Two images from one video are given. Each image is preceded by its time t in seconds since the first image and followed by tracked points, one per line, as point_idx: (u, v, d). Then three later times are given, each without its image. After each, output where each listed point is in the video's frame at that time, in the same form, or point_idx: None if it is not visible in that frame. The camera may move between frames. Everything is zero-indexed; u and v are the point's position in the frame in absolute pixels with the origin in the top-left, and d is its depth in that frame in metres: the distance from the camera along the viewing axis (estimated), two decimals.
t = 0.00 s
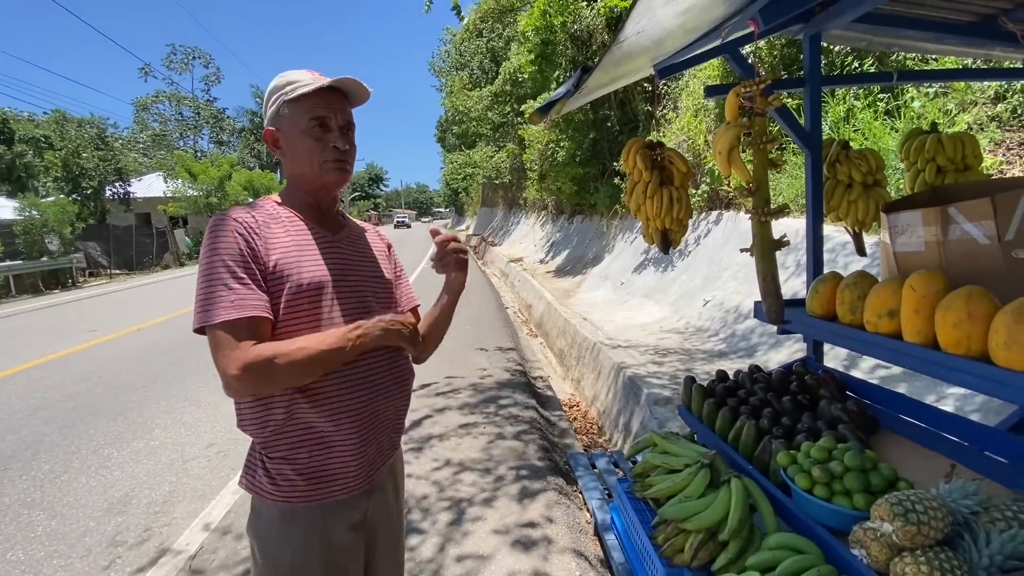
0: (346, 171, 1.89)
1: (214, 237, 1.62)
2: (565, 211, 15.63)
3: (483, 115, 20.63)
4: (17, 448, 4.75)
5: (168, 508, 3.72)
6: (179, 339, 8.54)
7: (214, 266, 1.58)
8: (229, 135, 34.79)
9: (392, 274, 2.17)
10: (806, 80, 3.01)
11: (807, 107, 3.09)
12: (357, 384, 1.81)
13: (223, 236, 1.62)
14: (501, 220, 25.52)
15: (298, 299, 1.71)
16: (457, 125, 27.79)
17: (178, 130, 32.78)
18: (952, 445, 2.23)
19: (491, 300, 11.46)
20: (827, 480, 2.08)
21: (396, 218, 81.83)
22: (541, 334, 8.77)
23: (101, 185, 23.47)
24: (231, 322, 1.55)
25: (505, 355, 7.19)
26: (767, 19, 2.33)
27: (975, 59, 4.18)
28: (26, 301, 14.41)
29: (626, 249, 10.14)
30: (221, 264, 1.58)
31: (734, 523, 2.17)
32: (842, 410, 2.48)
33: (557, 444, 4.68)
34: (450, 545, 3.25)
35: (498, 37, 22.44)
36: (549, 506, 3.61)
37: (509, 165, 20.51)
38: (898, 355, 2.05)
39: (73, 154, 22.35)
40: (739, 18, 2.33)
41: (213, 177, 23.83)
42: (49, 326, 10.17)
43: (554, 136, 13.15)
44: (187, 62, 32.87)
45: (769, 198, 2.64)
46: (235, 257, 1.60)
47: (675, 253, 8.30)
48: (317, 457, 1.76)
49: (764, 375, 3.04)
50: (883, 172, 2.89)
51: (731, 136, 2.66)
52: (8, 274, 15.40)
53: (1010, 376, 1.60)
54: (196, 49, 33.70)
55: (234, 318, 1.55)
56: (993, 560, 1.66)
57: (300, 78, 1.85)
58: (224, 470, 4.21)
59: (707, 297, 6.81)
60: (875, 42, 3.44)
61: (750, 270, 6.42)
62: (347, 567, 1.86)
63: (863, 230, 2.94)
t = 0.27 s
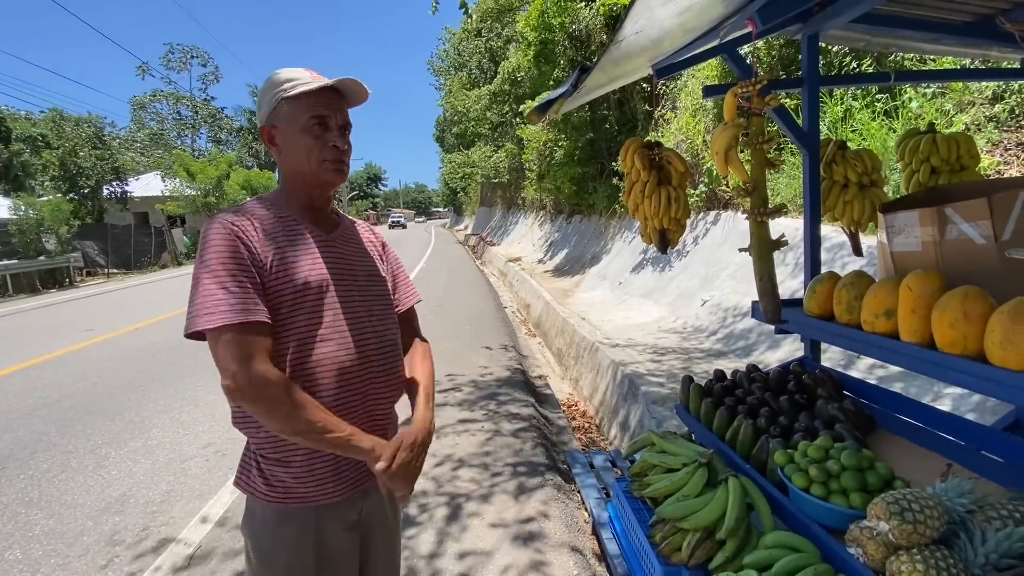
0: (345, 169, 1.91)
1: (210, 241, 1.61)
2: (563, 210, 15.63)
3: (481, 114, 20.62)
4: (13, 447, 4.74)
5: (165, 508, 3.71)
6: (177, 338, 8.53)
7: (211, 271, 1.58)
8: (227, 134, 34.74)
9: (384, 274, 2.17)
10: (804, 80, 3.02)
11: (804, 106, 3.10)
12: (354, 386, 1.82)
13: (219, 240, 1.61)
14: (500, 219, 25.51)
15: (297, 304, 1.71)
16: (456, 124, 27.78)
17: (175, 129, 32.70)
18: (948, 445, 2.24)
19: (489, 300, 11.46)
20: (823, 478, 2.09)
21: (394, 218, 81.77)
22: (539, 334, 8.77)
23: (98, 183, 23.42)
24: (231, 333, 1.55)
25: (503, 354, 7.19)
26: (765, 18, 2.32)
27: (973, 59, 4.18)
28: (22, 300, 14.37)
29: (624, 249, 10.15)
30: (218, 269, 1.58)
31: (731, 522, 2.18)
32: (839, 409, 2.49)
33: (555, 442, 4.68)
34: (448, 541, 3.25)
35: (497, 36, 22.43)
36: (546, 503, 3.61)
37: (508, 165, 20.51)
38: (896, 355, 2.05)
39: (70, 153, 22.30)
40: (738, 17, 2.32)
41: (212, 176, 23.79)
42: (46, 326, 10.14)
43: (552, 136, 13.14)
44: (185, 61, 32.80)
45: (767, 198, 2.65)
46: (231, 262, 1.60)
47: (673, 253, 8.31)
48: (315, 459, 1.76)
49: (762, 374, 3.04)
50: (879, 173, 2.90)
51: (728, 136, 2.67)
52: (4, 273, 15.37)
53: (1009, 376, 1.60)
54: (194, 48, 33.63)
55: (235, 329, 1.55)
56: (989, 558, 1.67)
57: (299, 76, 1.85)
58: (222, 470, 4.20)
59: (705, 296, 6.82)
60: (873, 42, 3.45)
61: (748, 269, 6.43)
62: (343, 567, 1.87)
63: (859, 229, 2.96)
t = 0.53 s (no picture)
0: (339, 163, 1.90)
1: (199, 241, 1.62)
2: (562, 210, 15.63)
3: (481, 114, 20.61)
4: (11, 447, 4.74)
5: (164, 507, 3.71)
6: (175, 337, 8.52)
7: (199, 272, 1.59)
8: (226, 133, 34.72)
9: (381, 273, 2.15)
10: (802, 80, 3.02)
11: (802, 108, 3.10)
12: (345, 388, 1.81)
13: (207, 241, 1.62)
14: (499, 219, 25.51)
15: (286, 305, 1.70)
16: (455, 124, 27.77)
17: (174, 128, 32.66)
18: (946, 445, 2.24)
19: (488, 300, 11.46)
20: (821, 479, 2.09)
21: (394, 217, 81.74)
22: (539, 334, 8.77)
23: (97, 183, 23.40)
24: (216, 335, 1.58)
25: (501, 354, 7.19)
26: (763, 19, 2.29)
27: (971, 59, 4.19)
28: (21, 299, 14.37)
29: (623, 249, 10.15)
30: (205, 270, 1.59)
31: (729, 522, 2.18)
32: (837, 410, 2.49)
33: (554, 441, 4.68)
34: (445, 538, 3.25)
35: (496, 36, 22.43)
36: (545, 501, 3.61)
37: (507, 165, 20.52)
38: (894, 356, 2.05)
39: (68, 152, 22.28)
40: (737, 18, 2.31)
41: (211, 176, 23.79)
42: (44, 325, 10.13)
43: (552, 136, 13.15)
44: (184, 60, 32.79)
45: (765, 198, 2.65)
46: (217, 263, 1.61)
47: (672, 253, 8.31)
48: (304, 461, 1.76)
49: (760, 374, 3.04)
50: (877, 174, 2.89)
51: (726, 137, 2.67)
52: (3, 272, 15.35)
53: (1007, 377, 1.60)
54: (193, 48, 33.62)
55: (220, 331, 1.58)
56: (985, 559, 1.67)
57: (290, 69, 1.86)
58: (220, 469, 4.20)
59: (704, 296, 6.82)
60: (872, 43, 3.45)
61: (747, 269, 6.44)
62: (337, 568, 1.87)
63: (855, 230, 2.95)
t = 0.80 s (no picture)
0: (335, 158, 1.90)
1: (189, 237, 1.60)
2: (562, 210, 15.62)
3: (481, 114, 20.60)
4: (10, 446, 4.73)
5: (163, 507, 3.70)
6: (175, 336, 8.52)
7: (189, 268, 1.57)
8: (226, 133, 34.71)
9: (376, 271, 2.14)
10: (802, 80, 3.01)
11: (802, 107, 3.09)
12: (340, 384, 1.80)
13: (197, 236, 1.60)
14: (499, 219, 25.50)
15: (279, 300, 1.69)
16: (454, 124, 27.76)
17: (174, 128, 32.64)
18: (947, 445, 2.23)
19: (488, 300, 11.45)
20: (821, 479, 2.08)
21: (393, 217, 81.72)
22: (538, 333, 8.77)
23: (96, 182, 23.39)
24: (206, 330, 1.55)
25: (501, 353, 7.18)
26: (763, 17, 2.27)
27: (972, 59, 4.18)
28: (20, 299, 14.36)
29: (623, 249, 10.15)
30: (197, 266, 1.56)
31: (729, 522, 2.17)
32: (838, 410, 2.48)
33: (553, 440, 4.68)
34: (443, 537, 3.24)
35: (496, 36, 22.41)
36: (545, 499, 3.60)
37: (507, 165, 20.51)
38: (895, 356, 2.04)
39: (68, 151, 22.26)
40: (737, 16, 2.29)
41: (211, 176, 23.78)
42: (44, 325, 10.12)
43: (551, 136, 13.15)
44: (184, 60, 32.78)
45: (766, 196, 2.65)
46: (212, 259, 1.59)
47: (672, 253, 8.31)
48: (302, 459, 1.75)
49: (760, 374, 3.03)
50: (877, 173, 2.89)
51: (726, 136, 2.66)
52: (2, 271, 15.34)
53: (1008, 377, 1.59)
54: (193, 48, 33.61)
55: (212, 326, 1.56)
56: (987, 559, 1.67)
57: (283, 64, 1.85)
58: (219, 469, 4.19)
59: (704, 296, 6.82)
60: (872, 42, 3.45)
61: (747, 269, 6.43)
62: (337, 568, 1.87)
63: (855, 230, 2.94)
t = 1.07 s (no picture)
0: (331, 163, 1.90)
1: (196, 231, 1.59)
2: (562, 211, 15.61)
3: (481, 114, 20.59)
4: (9, 446, 4.73)
5: (161, 506, 3.70)
6: (175, 336, 8.52)
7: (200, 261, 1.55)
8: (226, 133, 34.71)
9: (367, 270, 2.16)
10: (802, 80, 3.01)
11: (803, 107, 3.08)
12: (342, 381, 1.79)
13: (205, 232, 1.59)
14: (499, 219, 25.50)
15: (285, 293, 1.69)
16: (454, 124, 27.76)
17: (174, 127, 32.63)
18: (947, 446, 2.22)
19: (488, 299, 11.45)
20: (821, 479, 2.08)
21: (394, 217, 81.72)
22: (538, 333, 8.76)
23: (96, 182, 23.39)
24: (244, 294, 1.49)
25: (501, 353, 7.17)
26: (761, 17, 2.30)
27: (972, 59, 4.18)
28: (20, 298, 14.37)
29: (623, 250, 10.14)
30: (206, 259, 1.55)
31: (728, 522, 2.17)
32: (837, 410, 2.48)
33: (553, 440, 4.67)
34: (442, 536, 3.24)
35: (496, 36, 22.40)
36: (544, 499, 3.60)
37: (507, 165, 20.51)
38: (894, 356, 2.04)
39: (67, 151, 22.26)
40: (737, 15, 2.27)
41: (211, 175, 23.78)
42: (44, 324, 10.12)
43: (551, 136, 13.15)
44: (184, 60, 32.79)
45: (765, 196, 2.65)
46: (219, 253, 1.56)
47: (672, 253, 8.31)
48: (303, 458, 1.74)
49: (760, 374, 3.03)
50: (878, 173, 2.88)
51: (725, 137, 2.67)
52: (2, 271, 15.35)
53: (1008, 377, 1.59)
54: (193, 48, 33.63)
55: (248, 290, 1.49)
56: (987, 560, 1.66)
57: (282, 63, 1.79)
58: (218, 468, 4.19)
59: (704, 296, 6.81)
60: (872, 42, 3.45)
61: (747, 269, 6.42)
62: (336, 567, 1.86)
63: (856, 230, 2.93)
